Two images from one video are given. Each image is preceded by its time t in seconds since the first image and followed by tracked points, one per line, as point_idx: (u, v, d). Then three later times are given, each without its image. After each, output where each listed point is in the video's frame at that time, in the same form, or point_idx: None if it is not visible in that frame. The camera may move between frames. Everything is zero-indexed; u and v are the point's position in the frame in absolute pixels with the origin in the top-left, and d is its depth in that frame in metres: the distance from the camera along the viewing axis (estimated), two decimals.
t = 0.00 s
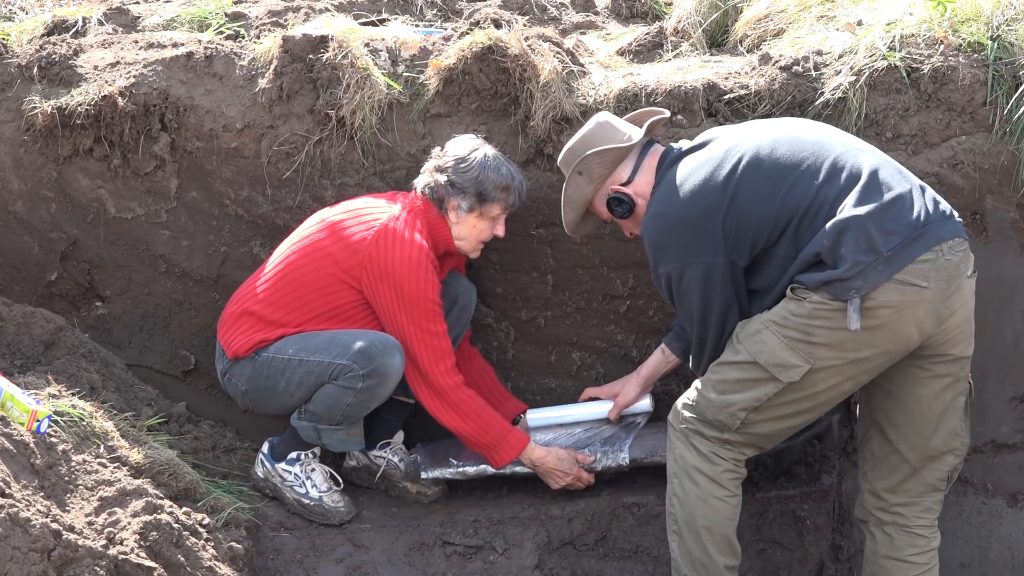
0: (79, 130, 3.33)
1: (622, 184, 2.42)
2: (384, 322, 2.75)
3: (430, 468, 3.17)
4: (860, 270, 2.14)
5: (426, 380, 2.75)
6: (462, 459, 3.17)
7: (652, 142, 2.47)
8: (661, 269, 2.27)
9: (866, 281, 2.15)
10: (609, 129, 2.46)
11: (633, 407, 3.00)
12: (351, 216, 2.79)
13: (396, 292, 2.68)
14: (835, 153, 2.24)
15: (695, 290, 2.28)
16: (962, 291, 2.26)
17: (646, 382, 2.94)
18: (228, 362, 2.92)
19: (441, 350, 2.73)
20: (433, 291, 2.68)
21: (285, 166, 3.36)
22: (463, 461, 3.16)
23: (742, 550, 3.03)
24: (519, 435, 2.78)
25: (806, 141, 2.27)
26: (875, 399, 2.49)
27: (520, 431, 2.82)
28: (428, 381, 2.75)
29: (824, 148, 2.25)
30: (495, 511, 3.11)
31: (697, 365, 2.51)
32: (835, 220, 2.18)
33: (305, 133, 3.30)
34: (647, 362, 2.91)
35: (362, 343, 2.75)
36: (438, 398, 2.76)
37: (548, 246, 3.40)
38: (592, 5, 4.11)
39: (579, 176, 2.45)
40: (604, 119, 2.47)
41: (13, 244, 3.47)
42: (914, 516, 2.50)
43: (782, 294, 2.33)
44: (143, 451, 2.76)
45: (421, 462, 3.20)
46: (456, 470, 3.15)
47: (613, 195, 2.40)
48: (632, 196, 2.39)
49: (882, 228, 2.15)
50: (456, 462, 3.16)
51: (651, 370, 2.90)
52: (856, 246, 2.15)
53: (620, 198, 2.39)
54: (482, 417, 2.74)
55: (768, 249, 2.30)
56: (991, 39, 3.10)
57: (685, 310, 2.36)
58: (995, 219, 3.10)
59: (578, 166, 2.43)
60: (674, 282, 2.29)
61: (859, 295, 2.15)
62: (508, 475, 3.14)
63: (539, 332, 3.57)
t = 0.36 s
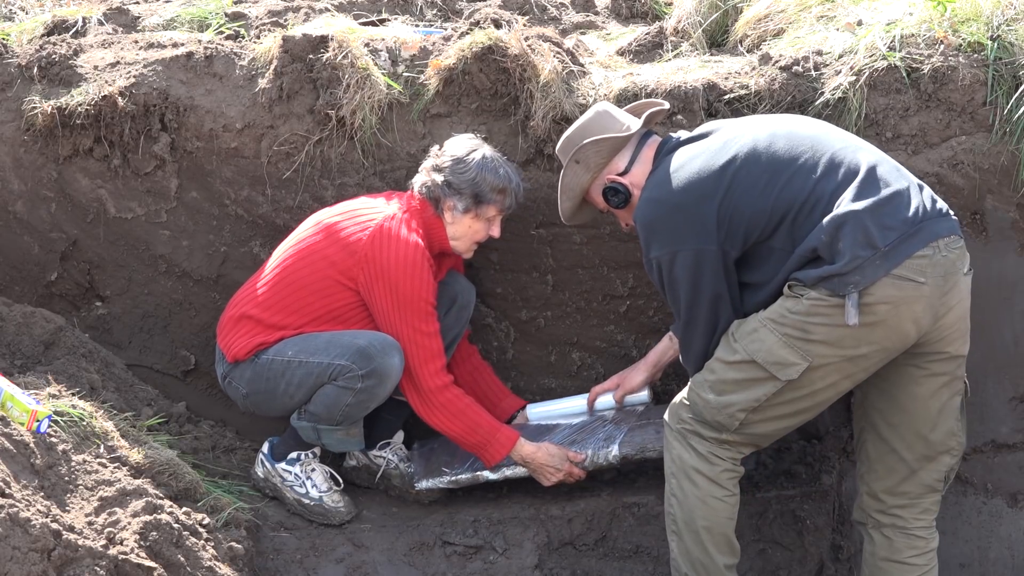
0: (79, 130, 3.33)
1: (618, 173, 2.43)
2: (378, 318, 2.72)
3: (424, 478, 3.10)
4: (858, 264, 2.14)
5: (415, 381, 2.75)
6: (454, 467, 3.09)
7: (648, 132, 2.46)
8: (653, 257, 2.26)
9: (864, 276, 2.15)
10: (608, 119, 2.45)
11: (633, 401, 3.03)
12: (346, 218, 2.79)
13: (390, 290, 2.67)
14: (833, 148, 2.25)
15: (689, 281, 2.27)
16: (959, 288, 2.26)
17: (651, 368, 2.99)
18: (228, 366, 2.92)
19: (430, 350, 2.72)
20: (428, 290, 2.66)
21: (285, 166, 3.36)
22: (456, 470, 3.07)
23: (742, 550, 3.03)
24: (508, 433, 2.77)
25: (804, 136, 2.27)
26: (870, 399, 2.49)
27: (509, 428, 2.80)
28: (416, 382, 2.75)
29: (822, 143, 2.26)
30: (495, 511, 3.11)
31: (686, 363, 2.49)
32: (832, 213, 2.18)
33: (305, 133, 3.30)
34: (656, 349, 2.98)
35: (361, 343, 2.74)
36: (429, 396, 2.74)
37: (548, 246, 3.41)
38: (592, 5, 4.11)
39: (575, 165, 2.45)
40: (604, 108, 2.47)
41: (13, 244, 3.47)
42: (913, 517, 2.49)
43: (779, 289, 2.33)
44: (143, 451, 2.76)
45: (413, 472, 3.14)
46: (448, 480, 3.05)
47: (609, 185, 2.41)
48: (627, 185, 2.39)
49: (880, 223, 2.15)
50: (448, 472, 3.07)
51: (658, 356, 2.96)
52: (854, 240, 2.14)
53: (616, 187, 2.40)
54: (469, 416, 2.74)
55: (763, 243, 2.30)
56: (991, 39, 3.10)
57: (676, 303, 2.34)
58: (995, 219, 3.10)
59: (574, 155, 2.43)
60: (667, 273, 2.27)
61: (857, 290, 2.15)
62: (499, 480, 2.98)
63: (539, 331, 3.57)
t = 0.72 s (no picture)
0: (79, 130, 3.33)
1: (616, 174, 2.43)
2: (371, 321, 2.78)
3: (421, 475, 3.11)
4: (857, 265, 2.14)
5: (406, 386, 2.79)
6: (450, 465, 3.09)
7: (647, 133, 2.47)
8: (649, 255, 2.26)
9: (862, 277, 2.15)
10: (606, 120, 2.46)
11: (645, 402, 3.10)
12: (335, 220, 2.79)
13: (383, 293, 2.68)
14: (832, 148, 2.25)
15: (685, 280, 2.27)
16: (956, 290, 2.26)
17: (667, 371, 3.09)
18: (229, 370, 2.91)
19: (421, 354, 2.75)
20: (415, 296, 2.68)
21: (285, 166, 3.36)
22: (451, 467, 3.07)
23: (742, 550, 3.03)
24: (501, 431, 2.77)
25: (802, 136, 2.27)
26: (867, 401, 2.49)
27: (502, 424, 2.81)
28: (408, 385, 2.79)
29: (821, 143, 2.26)
30: (495, 511, 3.11)
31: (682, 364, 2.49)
32: (831, 214, 2.18)
33: (305, 133, 3.30)
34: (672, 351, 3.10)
35: (369, 342, 2.74)
36: (418, 399, 2.78)
37: (548, 246, 3.41)
38: (592, 5, 4.11)
39: (573, 165, 2.45)
40: (603, 109, 2.47)
41: (13, 244, 3.47)
42: (910, 519, 2.49)
43: (777, 289, 2.32)
44: (143, 451, 2.76)
45: (411, 471, 3.14)
46: (444, 477, 3.06)
47: (607, 186, 2.42)
48: (625, 186, 2.40)
49: (879, 224, 2.15)
50: (444, 469, 3.08)
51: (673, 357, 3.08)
52: (852, 241, 2.14)
53: (614, 188, 2.41)
54: (460, 417, 2.75)
55: (760, 242, 2.30)
56: (991, 39, 3.10)
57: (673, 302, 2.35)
58: (995, 219, 3.10)
59: (572, 155, 2.43)
60: (663, 271, 2.28)
61: (855, 291, 2.15)
62: (493, 477, 2.97)
63: (539, 331, 3.57)
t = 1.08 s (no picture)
0: (79, 130, 3.32)
1: (620, 177, 2.43)
2: (370, 322, 2.78)
3: (421, 474, 3.13)
4: (853, 266, 2.14)
5: (405, 385, 2.79)
6: (450, 463, 3.10)
7: (649, 137, 2.47)
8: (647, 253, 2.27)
9: (859, 278, 2.15)
10: (609, 124, 2.44)
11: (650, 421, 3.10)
12: (330, 222, 2.79)
13: (379, 293, 2.69)
14: (830, 151, 2.25)
15: (682, 279, 2.28)
16: (954, 292, 2.26)
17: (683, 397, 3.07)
18: (229, 376, 2.91)
19: (421, 352, 2.76)
20: (410, 295, 2.69)
21: (285, 166, 3.36)
22: (451, 465, 3.09)
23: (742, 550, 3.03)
24: (499, 427, 2.77)
25: (800, 138, 2.28)
26: (866, 404, 2.49)
27: (500, 421, 2.81)
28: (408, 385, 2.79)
29: (819, 146, 2.26)
30: (495, 511, 3.11)
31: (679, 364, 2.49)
32: (829, 215, 2.18)
33: (305, 133, 3.30)
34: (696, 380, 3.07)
35: (369, 342, 2.74)
36: (416, 398, 2.79)
37: (548, 246, 3.40)
38: (592, 5, 4.11)
39: (576, 169, 2.45)
40: (605, 113, 2.46)
41: (13, 244, 3.46)
42: (908, 520, 2.49)
43: (774, 290, 2.33)
44: (143, 451, 2.76)
45: (410, 469, 3.16)
46: (444, 475, 3.08)
47: (611, 189, 2.42)
48: (629, 190, 2.40)
49: (876, 225, 2.15)
50: (444, 467, 3.10)
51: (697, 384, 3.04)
52: (849, 242, 2.14)
53: (617, 192, 2.41)
54: (457, 415, 2.76)
55: (759, 243, 2.30)
56: (991, 39, 3.10)
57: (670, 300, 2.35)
58: (995, 219, 3.10)
59: (575, 159, 2.43)
60: (661, 269, 2.29)
61: (851, 292, 2.15)
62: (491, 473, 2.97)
63: (539, 331, 3.57)
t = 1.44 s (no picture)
0: (79, 130, 3.32)
1: (619, 192, 2.46)
2: (371, 321, 2.78)
3: (420, 466, 3.13)
4: (846, 265, 2.15)
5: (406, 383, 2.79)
6: (451, 455, 3.10)
7: (648, 153, 2.51)
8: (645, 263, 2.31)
9: (851, 276, 2.15)
10: (606, 140, 2.49)
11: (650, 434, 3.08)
12: (331, 220, 2.79)
13: (378, 292, 2.69)
14: (820, 154, 2.26)
15: (680, 287, 2.31)
16: (949, 292, 2.25)
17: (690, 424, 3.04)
18: (231, 375, 2.91)
19: (421, 350, 2.75)
20: (411, 292, 2.69)
21: (285, 166, 3.36)
22: (452, 457, 3.08)
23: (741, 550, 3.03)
24: (500, 423, 2.77)
25: (792, 144, 2.29)
26: (865, 404, 2.49)
27: (500, 417, 2.81)
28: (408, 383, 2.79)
29: (810, 150, 2.27)
30: (495, 511, 3.11)
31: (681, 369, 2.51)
32: (821, 215, 2.18)
33: (305, 133, 3.30)
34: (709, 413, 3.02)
35: (370, 341, 2.74)
36: (415, 396, 2.79)
37: (548, 246, 3.40)
38: (592, 5, 4.11)
39: (575, 186, 2.48)
40: (603, 130, 2.50)
41: (13, 244, 3.46)
42: (907, 521, 2.49)
43: (768, 292, 2.33)
44: (143, 451, 2.76)
45: (410, 460, 3.17)
46: (445, 466, 3.07)
47: (610, 205, 2.44)
48: (628, 205, 2.43)
49: (868, 225, 2.15)
50: (445, 458, 3.09)
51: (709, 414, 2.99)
52: (841, 240, 2.14)
53: (617, 207, 2.43)
54: (458, 412, 2.75)
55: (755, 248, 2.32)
56: (991, 40, 3.10)
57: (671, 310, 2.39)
58: (995, 219, 3.10)
59: (574, 176, 2.46)
60: (659, 279, 2.32)
61: (844, 290, 2.15)
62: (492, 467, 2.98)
63: (539, 331, 3.56)
